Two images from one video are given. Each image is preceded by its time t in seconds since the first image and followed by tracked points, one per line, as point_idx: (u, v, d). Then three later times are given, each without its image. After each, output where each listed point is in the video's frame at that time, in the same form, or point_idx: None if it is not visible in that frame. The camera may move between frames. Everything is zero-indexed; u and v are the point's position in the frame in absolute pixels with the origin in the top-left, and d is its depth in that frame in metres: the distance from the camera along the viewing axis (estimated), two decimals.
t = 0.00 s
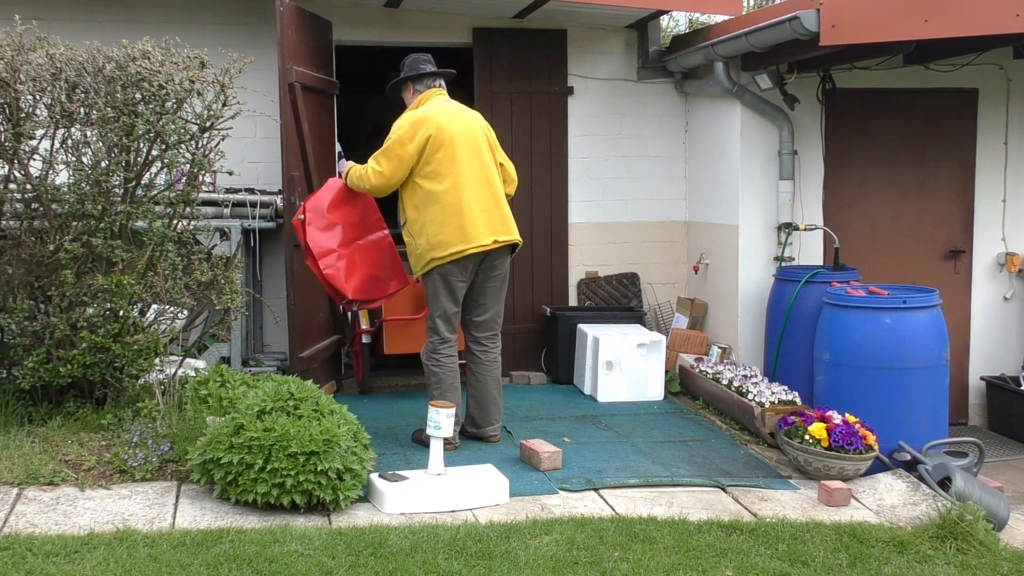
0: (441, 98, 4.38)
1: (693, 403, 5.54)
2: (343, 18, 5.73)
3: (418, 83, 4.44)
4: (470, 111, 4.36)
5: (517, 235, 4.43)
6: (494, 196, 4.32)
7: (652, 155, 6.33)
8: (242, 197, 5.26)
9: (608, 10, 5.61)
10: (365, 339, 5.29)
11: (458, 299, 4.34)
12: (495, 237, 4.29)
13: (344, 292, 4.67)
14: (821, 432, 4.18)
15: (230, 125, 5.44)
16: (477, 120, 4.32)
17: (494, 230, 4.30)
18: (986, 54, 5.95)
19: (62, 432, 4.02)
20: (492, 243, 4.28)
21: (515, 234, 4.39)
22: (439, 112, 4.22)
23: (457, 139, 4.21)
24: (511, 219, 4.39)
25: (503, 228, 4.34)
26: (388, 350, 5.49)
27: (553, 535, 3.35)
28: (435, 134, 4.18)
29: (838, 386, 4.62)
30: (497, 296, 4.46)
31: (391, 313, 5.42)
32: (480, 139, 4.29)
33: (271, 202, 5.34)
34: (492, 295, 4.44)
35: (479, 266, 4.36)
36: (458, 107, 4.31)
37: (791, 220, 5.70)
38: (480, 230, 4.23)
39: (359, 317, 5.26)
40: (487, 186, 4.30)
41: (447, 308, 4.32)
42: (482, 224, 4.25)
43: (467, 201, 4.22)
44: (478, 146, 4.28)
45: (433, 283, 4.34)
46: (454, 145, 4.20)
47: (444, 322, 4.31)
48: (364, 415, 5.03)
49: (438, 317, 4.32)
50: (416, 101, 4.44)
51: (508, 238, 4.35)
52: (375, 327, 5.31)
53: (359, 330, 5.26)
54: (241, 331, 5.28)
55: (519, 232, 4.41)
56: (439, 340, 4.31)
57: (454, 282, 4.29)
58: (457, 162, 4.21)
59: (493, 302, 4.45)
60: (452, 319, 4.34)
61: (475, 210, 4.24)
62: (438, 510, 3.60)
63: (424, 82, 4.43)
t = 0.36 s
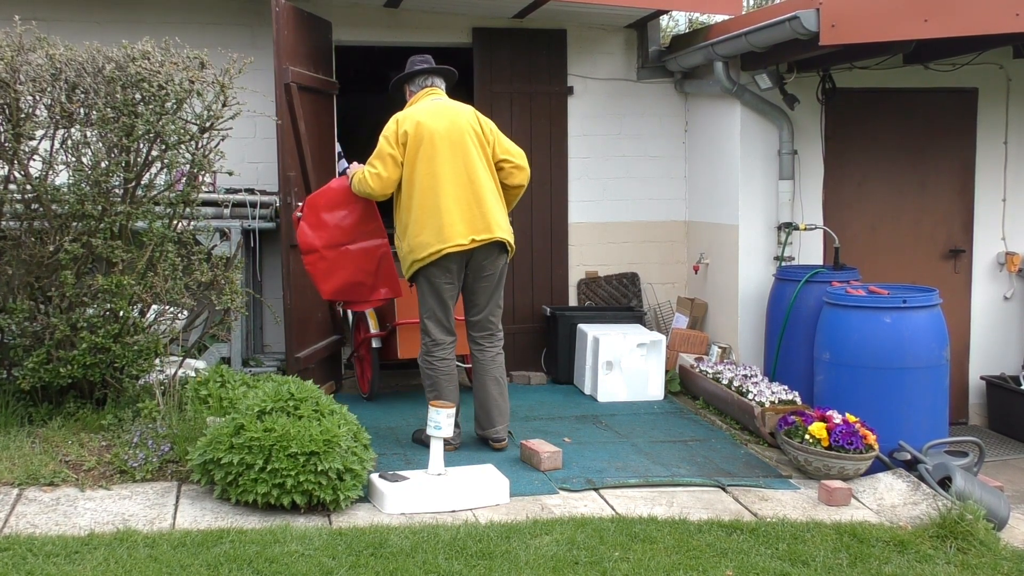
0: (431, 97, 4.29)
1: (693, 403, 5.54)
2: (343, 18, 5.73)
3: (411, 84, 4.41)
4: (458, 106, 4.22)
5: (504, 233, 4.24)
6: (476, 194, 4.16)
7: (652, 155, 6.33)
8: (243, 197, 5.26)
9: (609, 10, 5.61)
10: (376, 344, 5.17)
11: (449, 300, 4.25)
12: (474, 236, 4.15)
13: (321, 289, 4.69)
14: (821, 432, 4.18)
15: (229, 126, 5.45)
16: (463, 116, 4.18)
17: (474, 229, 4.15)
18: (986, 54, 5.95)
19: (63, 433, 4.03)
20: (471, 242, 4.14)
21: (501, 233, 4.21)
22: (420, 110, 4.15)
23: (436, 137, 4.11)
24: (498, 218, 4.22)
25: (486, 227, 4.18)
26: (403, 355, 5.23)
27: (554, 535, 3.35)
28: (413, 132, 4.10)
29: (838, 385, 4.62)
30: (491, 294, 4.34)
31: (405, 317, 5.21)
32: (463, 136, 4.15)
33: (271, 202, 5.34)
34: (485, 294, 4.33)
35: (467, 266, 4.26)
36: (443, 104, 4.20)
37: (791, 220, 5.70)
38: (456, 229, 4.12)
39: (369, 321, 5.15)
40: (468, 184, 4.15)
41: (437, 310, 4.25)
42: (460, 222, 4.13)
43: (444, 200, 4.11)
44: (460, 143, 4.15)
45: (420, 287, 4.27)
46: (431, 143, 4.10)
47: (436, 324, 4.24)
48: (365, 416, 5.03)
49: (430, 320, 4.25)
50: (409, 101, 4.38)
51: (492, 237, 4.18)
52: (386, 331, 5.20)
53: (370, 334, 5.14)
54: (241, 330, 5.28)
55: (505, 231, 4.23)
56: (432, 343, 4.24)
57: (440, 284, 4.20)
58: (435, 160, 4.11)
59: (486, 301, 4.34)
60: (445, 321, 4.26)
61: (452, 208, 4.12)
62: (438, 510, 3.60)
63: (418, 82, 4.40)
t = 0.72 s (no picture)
0: (459, 95, 4.16)
1: (694, 403, 5.53)
2: (343, 18, 5.73)
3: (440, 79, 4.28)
4: (481, 108, 4.07)
5: (511, 244, 4.06)
6: (485, 200, 4.01)
7: (652, 155, 6.33)
8: (243, 197, 5.26)
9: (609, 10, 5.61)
10: (399, 349, 4.92)
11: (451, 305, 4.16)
12: (477, 243, 4.00)
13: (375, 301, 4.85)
14: (821, 432, 4.18)
15: (229, 126, 5.46)
16: (483, 118, 4.04)
17: (478, 236, 4.01)
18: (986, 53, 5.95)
19: (63, 433, 4.03)
20: (474, 250, 4.00)
21: (506, 244, 4.03)
22: (440, 107, 4.05)
23: (450, 137, 3.99)
24: (506, 228, 4.05)
25: (493, 236, 4.01)
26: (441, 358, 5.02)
27: (554, 535, 3.34)
28: (428, 130, 4.01)
29: (838, 385, 4.62)
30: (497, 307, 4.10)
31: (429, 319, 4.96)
32: (479, 139, 4.01)
33: (271, 203, 5.34)
34: (488, 303, 4.10)
35: (471, 272, 4.11)
36: (466, 103, 4.07)
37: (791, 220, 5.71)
38: (458, 233, 3.99)
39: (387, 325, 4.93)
40: (478, 189, 4.01)
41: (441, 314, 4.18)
42: (464, 228, 4.00)
43: (450, 203, 3.99)
44: (475, 146, 4.01)
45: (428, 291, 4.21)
46: (444, 143, 4.00)
47: (442, 327, 4.19)
48: (365, 416, 5.03)
49: (437, 322, 4.20)
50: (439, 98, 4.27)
51: (496, 247, 4.02)
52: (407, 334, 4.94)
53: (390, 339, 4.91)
54: (241, 331, 5.28)
55: (512, 242, 4.05)
56: (437, 345, 4.21)
57: (442, 289, 4.12)
58: (446, 161, 3.99)
59: (490, 310, 4.10)
60: (450, 326, 4.19)
61: (457, 212, 3.99)
62: (439, 511, 3.60)
63: (446, 78, 4.25)
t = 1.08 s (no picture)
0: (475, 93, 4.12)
1: (694, 403, 5.54)
2: (343, 18, 5.73)
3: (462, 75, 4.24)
4: (490, 106, 4.02)
5: (510, 248, 3.98)
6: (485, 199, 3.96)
7: (652, 154, 6.33)
8: (243, 198, 5.26)
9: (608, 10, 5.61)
10: (418, 351, 4.71)
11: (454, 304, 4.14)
12: (474, 244, 3.96)
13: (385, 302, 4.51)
14: (821, 431, 4.19)
15: (229, 126, 5.46)
16: (489, 116, 3.99)
17: (475, 237, 3.97)
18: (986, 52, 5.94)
19: (64, 434, 4.03)
20: (470, 250, 3.97)
21: (503, 246, 3.96)
22: (450, 104, 4.05)
23: (454, 134, 3.98)
24: (504, 230, 3.97)
25: (489, 238, 3.95)
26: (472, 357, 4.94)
27: (555, 535, 3.34)
28: (435, 126, 4.03)
29: (838, 385, 4.62)
30: (499, 309, 4.07)
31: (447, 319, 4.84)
32: (483, 138, 3.96)
33: (271, 203, 5.34)
34: (490, 305, 4.06)
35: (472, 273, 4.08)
36: (477, 102, 4.03)
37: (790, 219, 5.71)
38: (455, 233, 3.97)
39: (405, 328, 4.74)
40: (479, 189, 3.97)
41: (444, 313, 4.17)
42: (462, 227, 3.97)
43: (450, 202, 3.98)
44: (479, 145, 3.97)
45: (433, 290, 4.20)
46: (448, 140, 3.99)
47: (447, 325, 4.17)
48: (365, 416, 5.03)
49: (442, 320, 4.19)
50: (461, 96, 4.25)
51: (493, 249, 3.95)
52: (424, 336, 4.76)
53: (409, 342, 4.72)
54: (241, 331, 5.28)
55: (510, 246, 3.97)
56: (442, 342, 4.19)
57: (444, 289, 4.11)
58: (449, 158, 3.99)
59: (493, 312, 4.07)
60: (454, 323, 4.16)
61: (456, 211, 3.97)
62: (439, 510, 3.60)
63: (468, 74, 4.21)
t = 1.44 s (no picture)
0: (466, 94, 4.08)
1: (694, 402, 5.54)
2: (342, 18, 5.73)
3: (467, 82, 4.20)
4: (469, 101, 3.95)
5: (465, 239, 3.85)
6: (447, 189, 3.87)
7: (652, 154, 6.33)
8: (243, 198, 5.27)
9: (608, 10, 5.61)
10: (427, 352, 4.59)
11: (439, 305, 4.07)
12: (432, 234, 3.89)
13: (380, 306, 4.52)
14: (821, 430, 4.19)
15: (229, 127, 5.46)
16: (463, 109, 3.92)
17: (436, 227, 3.89)
18: (986, 52, 5.94)
19: (63, 435, 4.03)
20: (428, 241, 3.90)
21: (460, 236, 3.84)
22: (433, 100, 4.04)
23: (428, 127, 3.95)
24: (464, 221, 3.85)
25: (446, 229, 3.86)
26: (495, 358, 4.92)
27: (555, 535, 3.34)
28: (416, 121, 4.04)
29: (839, 384, 4.62)
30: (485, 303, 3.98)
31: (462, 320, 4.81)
32: (452, 131, 3.89)
33: (271, 203, 5.33)
34: (474, 302, 3.98)
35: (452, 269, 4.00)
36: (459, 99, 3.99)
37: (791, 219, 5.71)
38: (417, 223, 3.92)
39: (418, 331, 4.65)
40: (443, 179, 3.88)
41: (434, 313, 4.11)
42: (424, 217, 3.91)
43: (415, 193, 3.93)
44: (447, 137, 3.90)
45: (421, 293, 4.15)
46: (421, 132, 3.98)
47: (436, 327, 4.11)
48: (365, 416, 5.04)
49: (431, 322, 4.13)
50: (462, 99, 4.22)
51: (450, 238, 3.85)
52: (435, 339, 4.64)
53: (419, 345, 4.61)
54: (241, 331, 5.29)
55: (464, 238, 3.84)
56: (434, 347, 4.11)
57: (431, 291, 4.07)
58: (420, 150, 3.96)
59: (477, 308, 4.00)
60: (442, 325, 4.09)
61: (420, 201, 3.92)
62: (439, 510, 3.60)
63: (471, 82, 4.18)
